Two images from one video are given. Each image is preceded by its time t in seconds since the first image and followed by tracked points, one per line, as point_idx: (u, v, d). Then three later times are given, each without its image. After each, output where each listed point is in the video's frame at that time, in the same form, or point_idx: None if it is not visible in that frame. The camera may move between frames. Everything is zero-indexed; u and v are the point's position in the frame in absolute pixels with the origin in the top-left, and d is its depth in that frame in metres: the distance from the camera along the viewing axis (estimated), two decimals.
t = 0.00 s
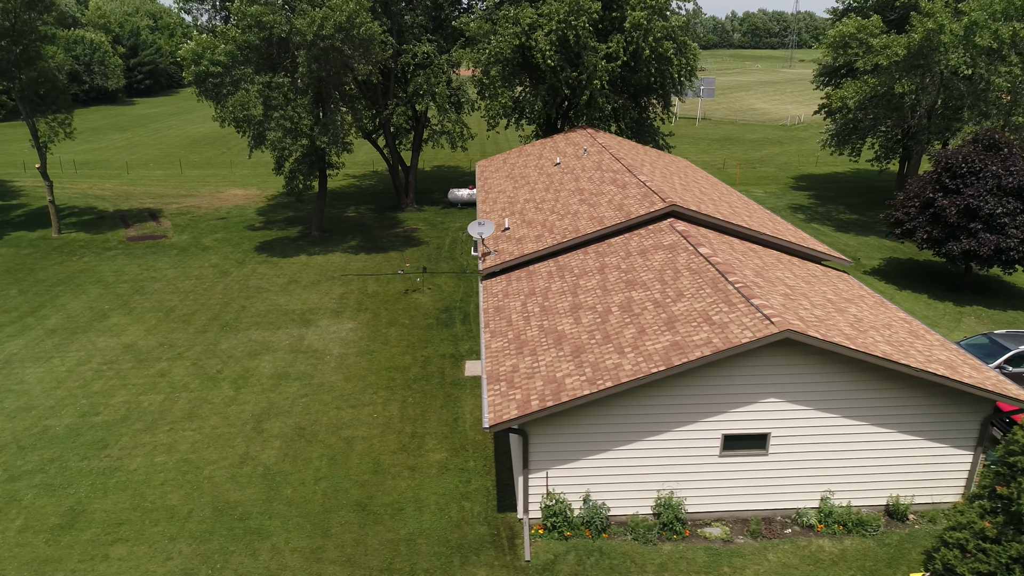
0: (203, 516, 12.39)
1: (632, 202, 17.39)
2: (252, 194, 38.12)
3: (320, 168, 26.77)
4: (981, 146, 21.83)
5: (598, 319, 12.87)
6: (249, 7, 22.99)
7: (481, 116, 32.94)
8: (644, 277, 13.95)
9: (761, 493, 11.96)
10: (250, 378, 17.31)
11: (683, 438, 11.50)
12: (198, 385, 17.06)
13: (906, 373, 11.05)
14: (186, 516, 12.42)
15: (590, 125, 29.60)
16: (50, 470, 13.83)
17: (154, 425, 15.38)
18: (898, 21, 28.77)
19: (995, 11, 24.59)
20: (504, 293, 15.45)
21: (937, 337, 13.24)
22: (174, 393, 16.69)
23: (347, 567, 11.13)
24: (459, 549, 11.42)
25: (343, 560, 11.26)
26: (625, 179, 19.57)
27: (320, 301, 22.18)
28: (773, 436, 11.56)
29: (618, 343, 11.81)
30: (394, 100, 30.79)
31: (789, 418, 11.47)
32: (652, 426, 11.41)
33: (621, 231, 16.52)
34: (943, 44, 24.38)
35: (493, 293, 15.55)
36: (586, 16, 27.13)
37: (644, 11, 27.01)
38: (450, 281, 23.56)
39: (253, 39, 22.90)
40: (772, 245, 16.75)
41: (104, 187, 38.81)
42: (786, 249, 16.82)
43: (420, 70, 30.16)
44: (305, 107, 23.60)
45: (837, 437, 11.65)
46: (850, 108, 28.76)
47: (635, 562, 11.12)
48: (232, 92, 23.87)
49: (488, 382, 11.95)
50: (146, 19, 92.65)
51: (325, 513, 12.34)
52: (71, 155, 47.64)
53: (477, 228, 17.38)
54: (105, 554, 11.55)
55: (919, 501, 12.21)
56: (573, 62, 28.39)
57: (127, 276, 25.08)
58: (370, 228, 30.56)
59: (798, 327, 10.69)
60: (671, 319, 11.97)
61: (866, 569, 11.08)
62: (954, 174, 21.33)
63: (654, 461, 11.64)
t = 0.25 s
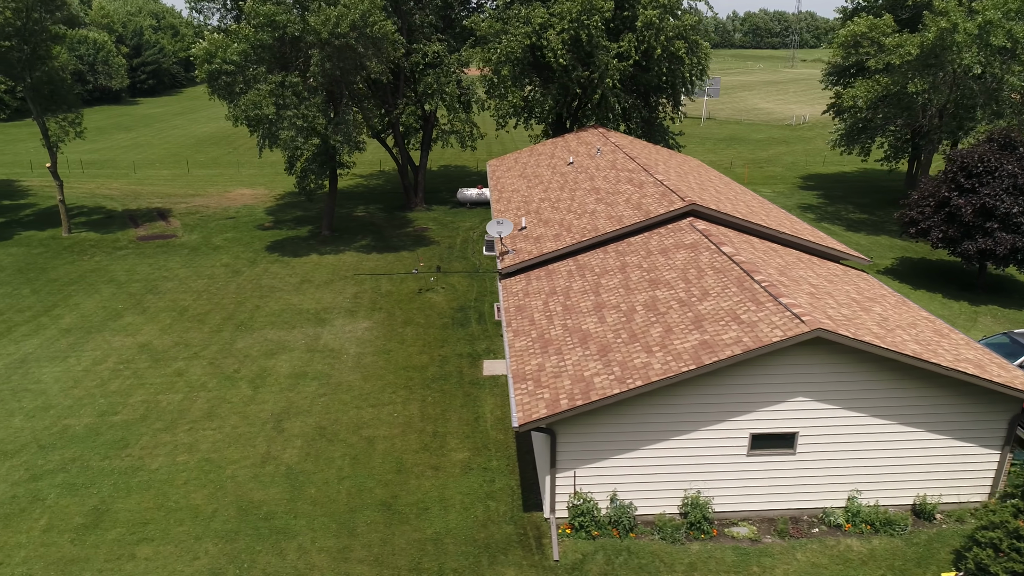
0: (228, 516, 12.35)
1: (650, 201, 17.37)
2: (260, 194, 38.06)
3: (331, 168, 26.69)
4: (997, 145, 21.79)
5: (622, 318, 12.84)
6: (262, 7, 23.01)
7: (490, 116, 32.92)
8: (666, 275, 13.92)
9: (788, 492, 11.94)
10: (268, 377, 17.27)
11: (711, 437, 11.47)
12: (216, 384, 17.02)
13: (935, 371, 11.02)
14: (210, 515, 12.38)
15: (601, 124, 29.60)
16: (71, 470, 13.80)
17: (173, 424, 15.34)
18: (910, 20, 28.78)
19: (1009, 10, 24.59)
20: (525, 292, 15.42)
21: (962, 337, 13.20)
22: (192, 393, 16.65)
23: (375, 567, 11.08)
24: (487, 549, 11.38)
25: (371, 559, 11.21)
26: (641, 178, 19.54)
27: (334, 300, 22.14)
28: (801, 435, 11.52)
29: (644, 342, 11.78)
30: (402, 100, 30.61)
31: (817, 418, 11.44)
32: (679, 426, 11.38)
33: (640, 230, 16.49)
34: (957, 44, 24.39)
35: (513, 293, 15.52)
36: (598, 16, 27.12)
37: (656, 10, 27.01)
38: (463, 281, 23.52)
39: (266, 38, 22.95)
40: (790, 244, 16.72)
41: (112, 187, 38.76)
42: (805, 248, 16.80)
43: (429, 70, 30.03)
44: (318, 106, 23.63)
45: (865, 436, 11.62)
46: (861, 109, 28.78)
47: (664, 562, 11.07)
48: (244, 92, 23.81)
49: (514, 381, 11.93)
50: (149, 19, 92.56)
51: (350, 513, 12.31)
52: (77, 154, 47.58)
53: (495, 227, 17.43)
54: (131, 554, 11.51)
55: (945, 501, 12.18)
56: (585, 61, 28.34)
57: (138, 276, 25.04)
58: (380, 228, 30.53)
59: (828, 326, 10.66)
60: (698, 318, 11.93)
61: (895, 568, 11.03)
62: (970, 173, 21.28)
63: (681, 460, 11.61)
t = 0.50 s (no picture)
0: (253, 516, 12.33)
1: (669, 201, 17.34)
2: (268, 194, 38.01)
3: (343, 166, 26.58)
4: (1012, 145, 21.74)
5: (647, 318, 12.82)
6: (274, 6, 23.00)
7: (499, 116, 32.90)
8: (689, 275, 13.90)
9: (815, 492, 11.91)
10: (285, 377, 17.25)
11: (739, 437, 11.45)
12: (234, 384, 17.01)
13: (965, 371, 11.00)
14: (235, 515, 12.35)
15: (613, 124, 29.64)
16: (93, 469, 13.77)
17: (193, 424, 15.32)
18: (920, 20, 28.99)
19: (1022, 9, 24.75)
20: (545, 292, 15.40)
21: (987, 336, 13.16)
22: (211, 393, 16.63)
23: (403, 566, 11.06)
24: (514, 549, 11.35)
25: (398, 559, 11.19)
26: (657, 178, 19.51)
27: (348, 300, 22.12)
28: (828, 435, 11.50)
29: (672, 342, 11.76)
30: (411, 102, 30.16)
31: (845, 418, 11.42)
32: (707, 426, 11.35)
33: (659, 230, 16.47)
34: (972, 43, 24.50)
35: (534, 292, 15.50)
36: (611, 15, 27.11)
37: (669, 9, 27.02)
38: (476, 280, 23.50)
39: (280, 37, 22.93)
40: (810, 244, 16.69)
41: (120, 187, 38.71)
42: (823, 248, 16.77)
43: (439, 69, 29.88)
44: (330, 104, 23.56)
45: (893, 436, 11.59)
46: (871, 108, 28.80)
47: (692, 562, 11.05)
48: (256, 92, 23.73)
49: (541, 381, 11.90)
50: (152, 18, 92.45)
51: (375, 512, 12.29)
52: (83, 154, 47.51)
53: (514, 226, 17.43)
54: (157, 554, 11.49)
55: (972, 501, 12.15)
56: (596, 60, 28.35)
57: (150, 275, 25.01)
58: (389, 228, 30.50)
59: (859, 326, 10.63)
60: (725, 318, 11.91)
61: (924, 568, 11.00)
62: (985, 173, 21.25)
63: (708, 460, 11.59)
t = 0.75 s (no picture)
0: (279, 516, 12.30)
1: (687, 201, 17.31)
2: (276, 194, 37.97)
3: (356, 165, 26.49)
4: None
5: (672, 318, 12.80)
6: (289, 6, 23.01)
7: (509, 116, 32.89)
8: (713, 275, 13.87)
9: (842, 492, 11.89)
10: (304, 377, 17.22)
11: (768, 437, 11.42)
12: (252, 384, 16.98)
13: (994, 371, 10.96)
14: (260, 515, 12.33)
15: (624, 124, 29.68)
16: (116, 470, 13.74)
17: (214, 424, 15.29)
18: (932, 19, 29.17)
19: None
20: (566, 292, 15.37)
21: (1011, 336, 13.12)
22: (229, 392, 16.61)
23: (432, 567, 11.03)
24: (542, 549, 11.32)
25: (427, 560, 11.16)
26: (673, 178, 19.49)
27: (362, 300, 22.09)
28: (857, 435, 11.47)
29: (699, 342, 11.73)
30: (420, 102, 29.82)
31: (873, 418, 11.39)
32: (735, 426, 11.32)
33: (678, 230, 16.44)
34: (985, 43, 24.69)
35: (554, 292, 15.48)
36: (623, 15, 27.12)
37: (681, 9, 27.04)
38: (489, 280, 23.47)
39: (294, 37, 22.96)
40: (829, 244, 16.66)
41: (128, 187, 38.66)
42: (843, 248, 16.74)
43: (449, 69, 29.76)
44: (343, 104, 23.56)
45: (921, 436, 11.56)
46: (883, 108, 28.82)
47: (722, 562, 11.02)
48: (269, 93, 23.71)
49: (567, 381, 11.88)
50: (155, 19, 92.39)
51: (401, 512, 12.26)
52: (89, 154, 47.46)
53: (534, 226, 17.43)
54: (185, 554, 11.46)
55: (999, 501, 12.13)
56: (608, 61, 28.38)
57: (163, 275, 24.99)
58: (400, 228, 30.47)
59: (889, 326, 10.61)
60: (752, 318, 11.89)
61: (955, 569, 10.98)
62: (1000, 173, 21.22)
63: (736, 460, 11.56)
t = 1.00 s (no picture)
0: (304, 516, 12.27)
1: (705, 200, 17.28)
2: (284, 194, 37.93)
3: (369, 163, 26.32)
4: None
5: (698, 317, 12.77)
6: (303, 6, 23.01)
7: (519, 116, 32.87)
8: (736, 275, 13.84)
9: (870, 492, 11.87)
10: (322, 377, 17.19)
11: (797, 437, 11.39)
12: (270, 384, 16.96)
13: None
14: (286, 515, 12.30)
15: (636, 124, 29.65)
16: (138, 470, 13.72)
17: (234, 424, 15.27)
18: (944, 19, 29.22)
19: None
20: (587, 292, 15.34)
21: None
22: (248, 392, 16.58)
23: (461, 567, 11.01)
24: (571, 550, 11.30)
25: (455, 560, 11.14)
26: (690, 177, 19.46)
27: (376, 300, 22.06)
28: (885, 435, 11.45)
29: (727, 342, 11.70)
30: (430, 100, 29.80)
31: (902, 418, 11.37)
32: (764, 427, 11.30)
33: (698, 230, 16.41)
34: (999, 43, 24.70)
35: (575, 292, 15.44)
36: (635, 15, 27.10)
37: (693, 9, 27.03)
38: (503, 280, 23.45)
39: (308, 38, 23.01)
40: (848, 244, 16.63)
41: (136, 187, 38.61)
42: (862, 248, 16.71)
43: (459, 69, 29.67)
44: (356, 105, 23.58)
45: (950, 436, 11.54)
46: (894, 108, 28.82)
47: (751, 563, 10.99)
48: (283, 93, 23.64)
49: (594, 381, 11.86)
50: (158, 18, 92.29)
51: (427, 513, 12.23)
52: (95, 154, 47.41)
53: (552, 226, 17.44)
54: (212, 555, 11.44)
55: None
56: (619, 60, 28.35)
57: (175, 275, 24.96)
58: (410, 228, 30.43)
59: (919, 326, 10.59)
60: (779, 318, 11.86)
61: (985, 569, 10.95)
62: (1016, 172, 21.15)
63: (764, 461, 11.54)
